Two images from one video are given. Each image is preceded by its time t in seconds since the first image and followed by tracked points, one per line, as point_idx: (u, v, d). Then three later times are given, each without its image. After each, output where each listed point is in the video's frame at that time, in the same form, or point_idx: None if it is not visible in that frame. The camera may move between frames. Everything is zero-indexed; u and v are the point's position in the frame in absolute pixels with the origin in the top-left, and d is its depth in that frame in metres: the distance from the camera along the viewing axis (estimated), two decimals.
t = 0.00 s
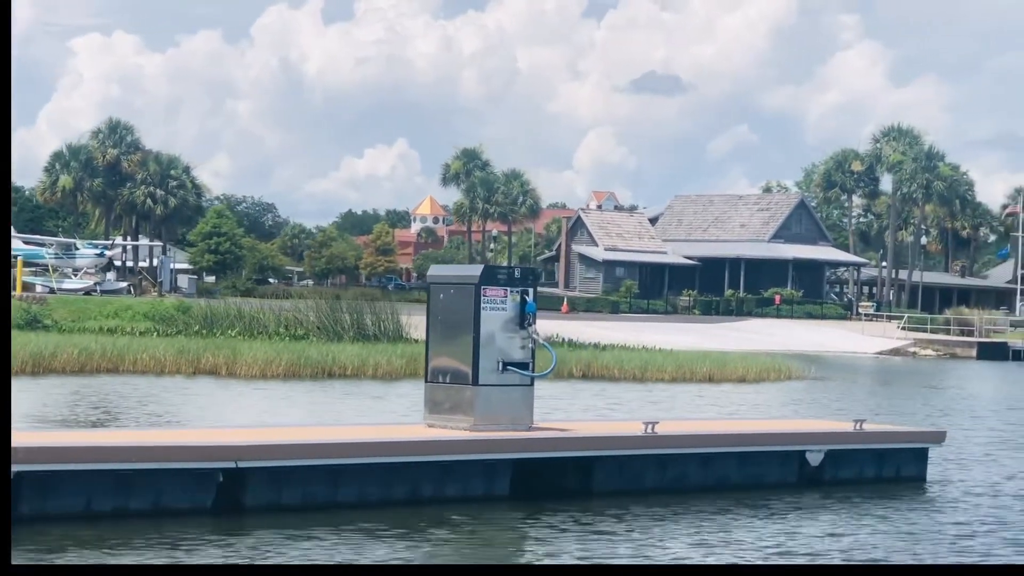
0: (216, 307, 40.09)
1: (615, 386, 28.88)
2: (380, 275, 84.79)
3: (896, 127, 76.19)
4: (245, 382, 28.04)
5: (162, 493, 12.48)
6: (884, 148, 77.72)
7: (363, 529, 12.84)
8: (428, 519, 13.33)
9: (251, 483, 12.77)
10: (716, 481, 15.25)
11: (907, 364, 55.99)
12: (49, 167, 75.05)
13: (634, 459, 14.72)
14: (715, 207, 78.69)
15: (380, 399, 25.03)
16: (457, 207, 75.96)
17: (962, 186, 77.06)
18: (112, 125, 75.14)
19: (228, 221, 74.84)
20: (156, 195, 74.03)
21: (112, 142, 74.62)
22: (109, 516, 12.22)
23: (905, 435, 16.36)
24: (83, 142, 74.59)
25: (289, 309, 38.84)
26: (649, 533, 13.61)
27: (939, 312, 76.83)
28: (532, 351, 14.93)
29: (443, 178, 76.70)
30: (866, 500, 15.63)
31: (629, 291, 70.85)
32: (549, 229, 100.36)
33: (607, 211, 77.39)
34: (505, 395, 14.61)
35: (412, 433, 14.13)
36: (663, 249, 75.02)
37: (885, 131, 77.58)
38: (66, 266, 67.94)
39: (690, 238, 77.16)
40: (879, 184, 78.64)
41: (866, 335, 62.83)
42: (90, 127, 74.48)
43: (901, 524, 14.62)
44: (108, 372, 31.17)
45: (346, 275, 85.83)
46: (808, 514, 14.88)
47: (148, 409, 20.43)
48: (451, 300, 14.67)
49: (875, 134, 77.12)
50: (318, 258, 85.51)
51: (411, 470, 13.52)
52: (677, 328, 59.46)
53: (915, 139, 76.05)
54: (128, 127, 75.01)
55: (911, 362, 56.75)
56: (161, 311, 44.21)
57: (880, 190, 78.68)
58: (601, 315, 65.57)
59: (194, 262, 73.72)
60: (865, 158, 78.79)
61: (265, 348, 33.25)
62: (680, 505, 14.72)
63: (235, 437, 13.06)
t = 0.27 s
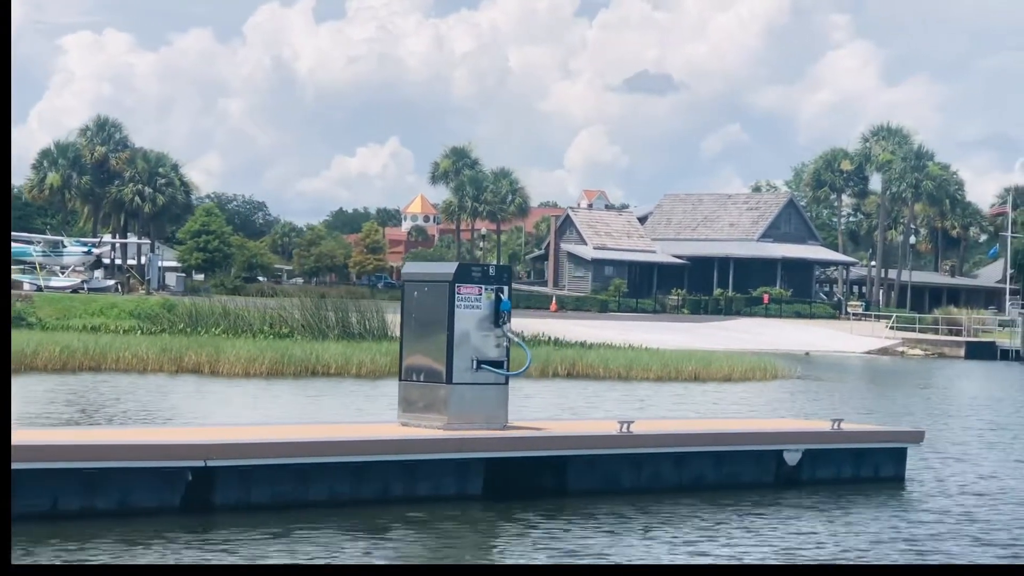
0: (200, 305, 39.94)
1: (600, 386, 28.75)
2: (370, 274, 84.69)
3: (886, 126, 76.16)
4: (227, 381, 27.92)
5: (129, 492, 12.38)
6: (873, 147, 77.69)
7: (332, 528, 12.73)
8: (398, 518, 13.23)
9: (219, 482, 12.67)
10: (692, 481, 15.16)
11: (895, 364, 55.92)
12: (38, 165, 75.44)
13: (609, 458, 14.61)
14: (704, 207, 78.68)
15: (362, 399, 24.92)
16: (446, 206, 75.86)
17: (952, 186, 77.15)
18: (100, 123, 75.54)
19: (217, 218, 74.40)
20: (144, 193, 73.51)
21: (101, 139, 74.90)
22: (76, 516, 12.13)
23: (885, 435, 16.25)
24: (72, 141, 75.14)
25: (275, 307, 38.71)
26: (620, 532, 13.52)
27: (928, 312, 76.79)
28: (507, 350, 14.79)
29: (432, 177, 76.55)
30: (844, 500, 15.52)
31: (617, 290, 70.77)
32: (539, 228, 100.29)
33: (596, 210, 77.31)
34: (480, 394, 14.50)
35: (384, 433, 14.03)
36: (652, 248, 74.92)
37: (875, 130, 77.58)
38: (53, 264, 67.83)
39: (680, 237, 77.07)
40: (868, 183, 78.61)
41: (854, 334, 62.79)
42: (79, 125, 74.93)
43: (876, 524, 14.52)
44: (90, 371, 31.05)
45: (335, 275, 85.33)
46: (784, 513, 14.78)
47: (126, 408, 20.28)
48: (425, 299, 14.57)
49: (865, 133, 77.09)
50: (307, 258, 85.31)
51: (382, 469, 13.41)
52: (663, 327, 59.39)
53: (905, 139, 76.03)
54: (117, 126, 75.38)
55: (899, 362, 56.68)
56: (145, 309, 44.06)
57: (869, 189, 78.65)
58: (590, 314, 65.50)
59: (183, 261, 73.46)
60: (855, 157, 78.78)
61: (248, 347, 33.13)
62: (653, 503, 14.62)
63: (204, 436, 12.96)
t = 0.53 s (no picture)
0: (190, 306, 39.82)
1: (587, 387, 28.65)
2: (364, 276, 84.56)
3: (878, 129, 76.10)
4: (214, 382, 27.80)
5: (101, 494, 12.29)
6: (866, 149, 77.58)
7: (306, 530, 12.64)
8: (374, 520, 13.14)
9: (192, 484, 12.58)
10: (673, 483, 15.07)
11: (888, 366, 55.85)
12: (30, 166, 75.44)
13: (588, 460, 14.52)
14: (698, 209, 78.64)
15: (348, 400, 24.83)
16: (439, 207, 75.76)
17: (945, 188, 77.17)
18: (93, 124, 75.52)
19: (210, 220, 74.41)
20: (137, 194, 73.53)
21: (93, 140, 74.86)
22: (47, 518, 12.05)
23: (868, 437, 16.16)
24: (65, 142, 75.19)
25: (264, 308, 38.61)
26: (599, 535, 13.43)
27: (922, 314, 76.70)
28: (485, 351, 14.72)
29: (425, 178, 76.42)
30: (826, 503, 15.43)
31: (610, 291, 70.71)
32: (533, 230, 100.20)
33: (589, 211, 77.22)
34: (458, 396, 14.40)
35: (361, 434, 13.93)
36: (645, 249, 74.86)
37: (867, 132, 77.48)
38: (45, 265, 67.78)
39: (673, 239, 76.99)
40: (862, 185, 78.53)
41: (847, 336, 62.73)
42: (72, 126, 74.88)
43: (857, 527, 14.42)
44: (77, 372, 30.97)
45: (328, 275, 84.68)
46: (765, 516, 14.69)
47: (109, 410, 20.15)
48: (403, 299, 14.48)
49: (857, 136, 76.99)
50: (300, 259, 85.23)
51: (358, 470, 13.32)
52: (656, 329, 59.27)
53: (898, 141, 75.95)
54: (110, 126, 75.33)
55: (891, 364, 56.56)
56: (134, 310, 43.95)
57: (863, 192, 78.59)
58: (582, 315, 65.43)
59: (176, 262, 73.50)
60: (848, 159, 78.69)
61: (236, 347, 33.06)
62: (632, 506, 14.54)
63: (178, 437, 12.88)
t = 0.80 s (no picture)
0: (176, 310, 39.66)
1: (573, 391, 28.54)
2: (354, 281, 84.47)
3: (869, 133, 75.91)
4: (198, 387, 27.69)
5: (68, 499, 12.19)
6: (857, 154, 77.31)
7: (278, 535, 12.54)
8: (346, 525, 13.04)
9: (162, 488, 12.47)
10: (650, 488, 14.98)
11: (879, 370, 55.81)
12: (20, 169, 75.26)
13: (564, 465, 14.44)
14: (688, 213, 78.61)
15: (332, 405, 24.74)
16: (429, 211, 75.61)
17: (937, 192, 77.14)
18: (83, 126, 75.43)
19: (201, 224, 74.38)
20: (127, 198, 73.51)
21: (82, 143, 74.73)
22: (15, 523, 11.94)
23: (849, 441, 16.07)
24: (54, 145, 75.07)
25: (251, 312, 38.50)
26: (572, 540, 13.33)
27: (913, 318, 76.64)
28: (461, 355, 14.62)
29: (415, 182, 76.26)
30: (805, 508, 15.34)
31: (601, 295, 70.66)
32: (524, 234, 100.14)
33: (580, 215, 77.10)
34: (434, 400, 14.30)
35: (335, 438, 13.83)
36: (635, 254, 74.80)
37: (859, 136, 77.18)
38: (34, 269, 67.66)
39: (664, 243, 76.92)
40: (853, 189, 78.46)
41: (837, 340, 62.69)
42: (62, 129, 74.76)
43: (837, 532, 14.34)
44: (61, 376, 30.78)
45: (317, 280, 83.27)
46: (743, 521, 14.58)
47: (89, 415, 20.04)
48: (378, 302, 14.38)
49: (849, 140, 76.73)
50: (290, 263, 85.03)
51: (330, 475, 13.22)
52: (646, 333, 59.17)
53: (889, 144, 75.87)
54: (99, 130, 75.22)
55: (882, 368, 56.49)
56: (120, 314, 43.80)
57: (854, 195, 78.54)
58: (573, 320, 65.36)
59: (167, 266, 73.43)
60: (839, 163, 78.43)
61: (220, 352, 32.91)
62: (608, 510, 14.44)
63: (148, 441, 12.78)
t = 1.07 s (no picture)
0: (159, 314, 39.45)
1: (554, 395, 28.44)
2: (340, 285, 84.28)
3: (856, 137, 75.76)
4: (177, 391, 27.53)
5: (34, 505, 12.07)
6: (844, 157, 77.34)
7: (246, 541, 12.42)
8: (315, 531, 12.93)
9: (128, 493, 12.34)
10: (624, 493, 14.88)
11: (865, 374, 55.76)
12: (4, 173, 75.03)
13: (536, 470, 14.33)
14: (675, 217, 78.55)
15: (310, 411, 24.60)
16: (415, 214, 75.45)
17: (923, 196, 77.11)
18: (68, 130, 75.23)
19: (187, 228, 74.20)
20: (112, 202, 73.35)
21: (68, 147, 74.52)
22: None
23: (824, 446, 15.98)
24: (40, 148, 74.85)
25: (234, 316, 38.31)
26: (544, 546, 13.21)
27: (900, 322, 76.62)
28: (433, 359, 14.50)
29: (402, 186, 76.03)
30: (781, 513, 15.21)
31: (588, 300, 70.58)
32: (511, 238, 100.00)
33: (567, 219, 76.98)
34: (405, 404, 14.18)
35: (304, 443, 13.72)
36: (622, 258, 74.73)
37: (845, 141, 77.19)
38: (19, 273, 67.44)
39: (651, 247, 76.84)
40: (840, 194, 78.46)
41: (823, 345, 62.65)
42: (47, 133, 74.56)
43: (812, 539, 14.24)
44: (40, 380, 30.55)
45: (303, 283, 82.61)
46: (717, 527, 14.49)
47: (63, 421, 19.89)
48: (349, 305, 14.26)
49: (835, 144, 76.78)
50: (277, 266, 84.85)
51: (299, 479, 13.11)
52: (631, 337, 59.08)
53: (876, 149, 75.86)
54: (85, 133, 75.05)
55: (868, 372, 56.41)
56: (103, 318, 43.60)
57: (841, 199, 78.54)
58: (560, 324, 65.27)
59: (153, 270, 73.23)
60: (826, 167, 78.47)
61: (201, 356, 32.72)
62: (581, 516, 14.33)
63: (114, 445, 12.65)
